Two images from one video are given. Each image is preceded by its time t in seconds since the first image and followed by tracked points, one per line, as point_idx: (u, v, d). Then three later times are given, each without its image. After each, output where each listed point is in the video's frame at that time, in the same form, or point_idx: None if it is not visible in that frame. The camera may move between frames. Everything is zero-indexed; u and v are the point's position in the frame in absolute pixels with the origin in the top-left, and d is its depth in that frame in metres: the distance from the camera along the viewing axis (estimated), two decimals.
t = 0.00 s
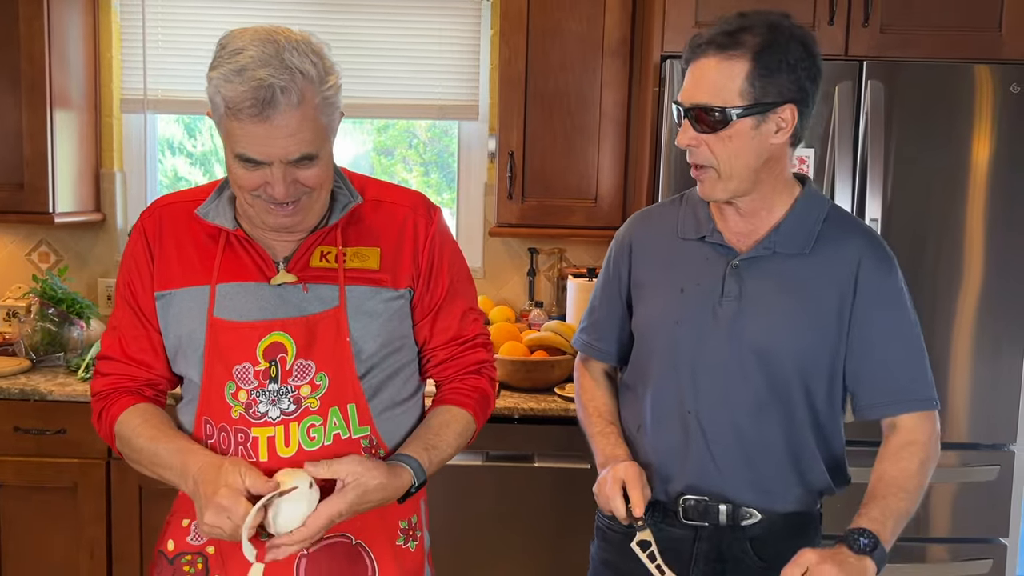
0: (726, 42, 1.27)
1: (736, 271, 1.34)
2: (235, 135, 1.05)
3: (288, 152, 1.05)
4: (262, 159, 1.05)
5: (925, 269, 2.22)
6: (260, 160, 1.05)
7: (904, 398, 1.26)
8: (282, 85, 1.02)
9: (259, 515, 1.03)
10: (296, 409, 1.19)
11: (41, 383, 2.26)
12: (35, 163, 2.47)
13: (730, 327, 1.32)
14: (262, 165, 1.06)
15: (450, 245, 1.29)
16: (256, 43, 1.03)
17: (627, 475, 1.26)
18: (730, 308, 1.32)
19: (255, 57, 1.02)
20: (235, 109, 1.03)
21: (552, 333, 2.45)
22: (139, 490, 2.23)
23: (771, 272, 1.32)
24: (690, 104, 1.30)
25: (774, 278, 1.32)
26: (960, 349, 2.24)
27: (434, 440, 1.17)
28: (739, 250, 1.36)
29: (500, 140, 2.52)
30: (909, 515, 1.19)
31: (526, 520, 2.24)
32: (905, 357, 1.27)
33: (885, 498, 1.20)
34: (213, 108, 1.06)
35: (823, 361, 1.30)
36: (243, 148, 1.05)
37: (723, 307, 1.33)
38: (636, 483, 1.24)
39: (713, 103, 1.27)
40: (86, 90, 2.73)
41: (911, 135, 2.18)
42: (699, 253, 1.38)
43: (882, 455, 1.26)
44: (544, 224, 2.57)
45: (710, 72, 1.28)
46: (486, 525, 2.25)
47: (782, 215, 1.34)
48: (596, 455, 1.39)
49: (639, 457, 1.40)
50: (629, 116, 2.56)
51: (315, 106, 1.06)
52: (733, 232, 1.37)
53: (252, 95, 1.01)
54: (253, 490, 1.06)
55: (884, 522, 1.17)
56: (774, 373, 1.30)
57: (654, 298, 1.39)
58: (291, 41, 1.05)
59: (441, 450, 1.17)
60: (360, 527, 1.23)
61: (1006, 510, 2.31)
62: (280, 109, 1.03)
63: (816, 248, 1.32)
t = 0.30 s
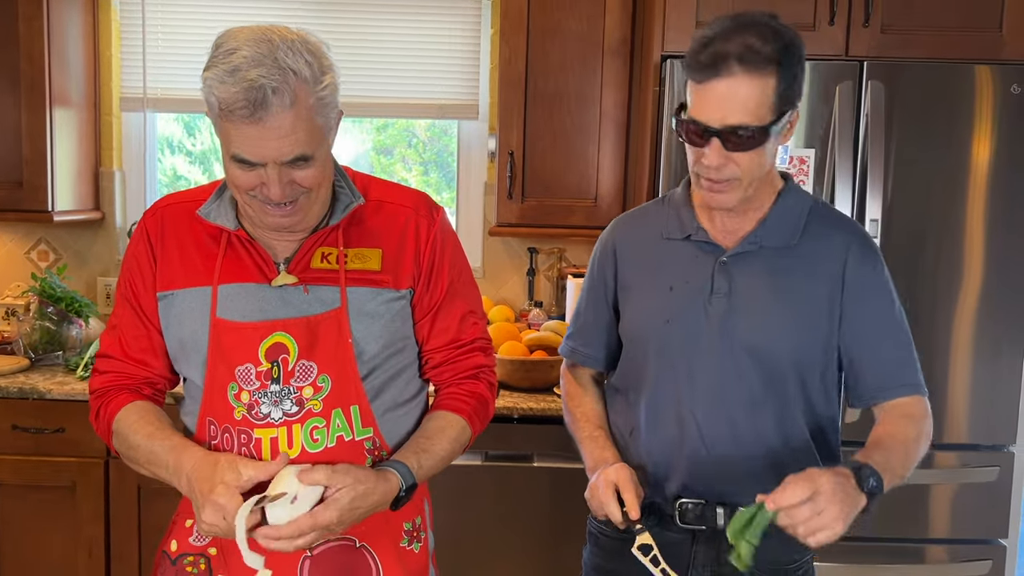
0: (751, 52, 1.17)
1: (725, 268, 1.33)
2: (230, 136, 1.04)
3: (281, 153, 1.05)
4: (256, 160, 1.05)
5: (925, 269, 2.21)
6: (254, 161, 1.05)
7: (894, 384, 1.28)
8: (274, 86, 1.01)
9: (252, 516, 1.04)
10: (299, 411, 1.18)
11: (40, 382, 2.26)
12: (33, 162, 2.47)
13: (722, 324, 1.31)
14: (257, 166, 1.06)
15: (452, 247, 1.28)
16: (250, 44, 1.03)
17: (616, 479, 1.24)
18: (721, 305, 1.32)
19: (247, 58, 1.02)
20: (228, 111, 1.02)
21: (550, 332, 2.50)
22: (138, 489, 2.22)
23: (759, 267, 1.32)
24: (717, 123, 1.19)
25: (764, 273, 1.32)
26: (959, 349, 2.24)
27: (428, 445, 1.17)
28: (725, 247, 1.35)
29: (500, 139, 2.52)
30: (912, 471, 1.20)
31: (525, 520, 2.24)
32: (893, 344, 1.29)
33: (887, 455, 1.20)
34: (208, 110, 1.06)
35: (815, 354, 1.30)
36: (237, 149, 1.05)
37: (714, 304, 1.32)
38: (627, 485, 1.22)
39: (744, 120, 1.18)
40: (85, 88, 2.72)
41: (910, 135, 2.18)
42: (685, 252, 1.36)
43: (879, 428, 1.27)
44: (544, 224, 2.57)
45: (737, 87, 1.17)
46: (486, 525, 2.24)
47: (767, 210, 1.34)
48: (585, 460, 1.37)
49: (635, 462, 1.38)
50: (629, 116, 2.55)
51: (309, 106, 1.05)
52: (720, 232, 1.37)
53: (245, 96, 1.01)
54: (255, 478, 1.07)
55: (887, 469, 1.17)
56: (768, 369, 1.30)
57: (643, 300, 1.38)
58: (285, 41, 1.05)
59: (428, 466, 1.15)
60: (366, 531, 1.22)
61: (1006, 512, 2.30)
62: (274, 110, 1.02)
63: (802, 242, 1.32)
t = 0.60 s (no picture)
0: (727, 44, 1.16)
1: (697, 268, 1.32)
2: (229, 138, 1.04)
3: (282, 155, 1.04)
4: (256, 162, 1.04)
5: (924, 270, 2.21)
6: (254, 164, 1.04)
7: (868, 360, 1.24)
8: (274, 88, 1.01)
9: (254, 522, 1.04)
10: (298, 411, 1.18)
11: (37, 381, 2.25)
12: (31, 160, 2.46)
13: (697, 325, 1.30)
14: (256, 168, 1.05)
15: (449, 246, 1.27)
16: (249, 45, 1.02)
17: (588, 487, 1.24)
18: (696, 306, 1.30)
19: (247, 59, 1.01)
20: (228, 113, 1.02)
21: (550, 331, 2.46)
22: (136, 489, 2.22)
23: (732, 265, 1.31)
24: (702, 120, 1.18)
25: (737, 270, 1.30)
26: (959, 350, 2.23)
27: (421, 445, 1.16)
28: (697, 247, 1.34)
29: (499, 138, 2.52)
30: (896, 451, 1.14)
31: (524, 521, 2.24)
32: (866, 326, 1.26)
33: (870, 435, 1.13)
34: (206, 111, 1.05)
35: (792, 348, 1.29)
36: (237, 152, 1.04)
37: (688, 305, 1.30)
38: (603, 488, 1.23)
39: (728, 113, 1.17)
40: (83, 86, 2.72)
41: (910, 134, 2.17)
42: (657, 255, 1.35)
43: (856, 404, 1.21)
44: (544, 223, 2.56)
45: (716, 82, 1.16)
46: (484, 526, 2.24)
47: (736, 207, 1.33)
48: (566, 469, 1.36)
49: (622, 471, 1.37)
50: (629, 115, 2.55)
51: (309, 108, 1.05)
52: (688, 232, 1.36)
53: (245, 99, 1.00)
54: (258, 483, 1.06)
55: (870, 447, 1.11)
56: (746, 366, 1.29)
57: (619, 306, 1.36)
58: (284, 42, 1.04)
59: (422, 467, 1.15)
60: (365, 530, 1.22)
61: (1006, 513, 2.30)
62: (274, 112, 1.02)
63: (772, 236, 1.31)
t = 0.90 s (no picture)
0: (651, 29, 1.13)
1: (648, 266, 1.26)
2: (227, 138, 1.03)
3: (282, 155, 1.04)
4: (255, 162, 1.04)
5: (926, 269, 2.20)
6: (253, 163, 1.04)
7: (805, 343, 1.09)
8: (275, 88, 1.00)
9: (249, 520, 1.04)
10: (297, 405, 1.18)
11: (37, 377, 2.24)
12: (31, 155, 2.46)
13: (650, 327, 1.25)
14: (256, 168, 1.05)
15: (442, 240, 1.26)
16: (247, 44, 1.01)
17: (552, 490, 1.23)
18: (648, 306, 1.25)
19: (246, 59, 1.01)
20: (228, 113, 1.01)
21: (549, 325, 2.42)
22: (135, 485, 2.21)
23: (683, 260, 1.24)
24: (632, 106, 1.15)
25: (688, 266, 1.24)
26: (960, 347, 2.23)
27: (421, 435, 1.16)
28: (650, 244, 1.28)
29: (500, 135, 2.51)
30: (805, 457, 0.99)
31: (522, 518, 2.23)
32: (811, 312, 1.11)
33: (776, 433, 0.98)
34: (203, 111, 1.04)
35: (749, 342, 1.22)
36: (236, 152, 1.04)
37: (641, 305, 1.26)
38: (564, 493, 1.21)
39: (660, 98, 1.14)
40: (83, 82, 2.71)
41: (910, 131, 2.17)
42: (612, 256, 1.30)
43: (779, 396, 1.05)
44: (545, 220, 2.56)
45: (643, 68, 1.13)
46: (484, 523, 2.24)
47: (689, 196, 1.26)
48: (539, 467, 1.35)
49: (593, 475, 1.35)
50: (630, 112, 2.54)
51: (309, 107, 1.04)
52: (644, 230, 1.31)
53: (245, 99, 1.00)
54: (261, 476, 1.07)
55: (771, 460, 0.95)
56: (703, 365, 1.23)
57: (578, 310, 1.33)
58: (282, 40, 1.03)
59: (426, 454, 1.15)
60: (364, 524, 1.21)
61: (1007, 512, 2.30)
62: (274, 112, 1.01)
63: (722, 225, 1.23)
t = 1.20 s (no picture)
0: (581, 33, 1.11)
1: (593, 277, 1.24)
2: (230, 137, 1.03)
3: (285, 154, 1.04)
4: (258, 161, 1.04)
5: (932, 269, 2.20)
6: (256, 163, 1.04)
7: (685, 362, 1.03)
8: (279, 87, 1.00)
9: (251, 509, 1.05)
10: (300, 407, 1.18)
11: (43, 376, 2.25)
12: (38, 154, 2.46)
13: (597, 339, 1.24)
14: (258, 167, 1.05)
15: (437, 235, 1.26)
16: (250, 42, 1.01)
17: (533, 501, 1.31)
18: (594, 318, 1.23)
19: (249, 58, 1.00)
20: (231, 112, 1.01)
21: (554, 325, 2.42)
22: (141, 485, 2.22)
23: (624, 270, 1.21)
24: (566, 113, 1.13)
25: (627, 275, 1.21)
26: (966, 347, 2.23)
27: (421, 430, 1.15)
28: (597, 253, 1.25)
29: (506, 135, 2.51)
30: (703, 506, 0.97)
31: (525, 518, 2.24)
32: (699, 332, 1.03)
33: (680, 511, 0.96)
34: (204, 109, 1.04)
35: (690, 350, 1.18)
36: (238, 151, 1.04)
37: (589, 317, 1.24)
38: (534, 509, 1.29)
39: (594, 103, 1.13)
40: (90, 82, 2.72)
41: (915, 131, 2.16)
42: (563, 266, 1.29)
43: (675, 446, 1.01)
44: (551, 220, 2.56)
45: (574, 73, 1.12)
46: (488, 523, 2.24)
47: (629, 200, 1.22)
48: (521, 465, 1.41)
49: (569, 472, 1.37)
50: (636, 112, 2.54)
51: (311, 105, 1.04)
52: (594, 238, 1.28)
53: (249, 98, 1.00)
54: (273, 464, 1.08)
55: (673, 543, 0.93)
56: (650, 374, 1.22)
57: (537, 319, 1.32)
58: (284, 39, 1.03)
59: (435, 443, 1.15)
60: (367, 521, 1.21)
61: (1013, 513, 2.29)
62: (278, 111, 1.01)
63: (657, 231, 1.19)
